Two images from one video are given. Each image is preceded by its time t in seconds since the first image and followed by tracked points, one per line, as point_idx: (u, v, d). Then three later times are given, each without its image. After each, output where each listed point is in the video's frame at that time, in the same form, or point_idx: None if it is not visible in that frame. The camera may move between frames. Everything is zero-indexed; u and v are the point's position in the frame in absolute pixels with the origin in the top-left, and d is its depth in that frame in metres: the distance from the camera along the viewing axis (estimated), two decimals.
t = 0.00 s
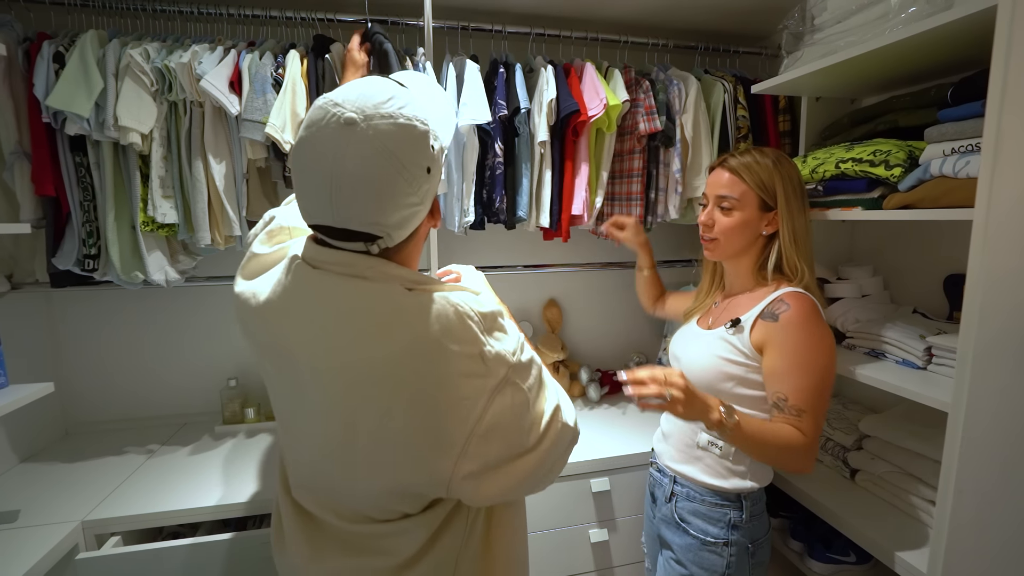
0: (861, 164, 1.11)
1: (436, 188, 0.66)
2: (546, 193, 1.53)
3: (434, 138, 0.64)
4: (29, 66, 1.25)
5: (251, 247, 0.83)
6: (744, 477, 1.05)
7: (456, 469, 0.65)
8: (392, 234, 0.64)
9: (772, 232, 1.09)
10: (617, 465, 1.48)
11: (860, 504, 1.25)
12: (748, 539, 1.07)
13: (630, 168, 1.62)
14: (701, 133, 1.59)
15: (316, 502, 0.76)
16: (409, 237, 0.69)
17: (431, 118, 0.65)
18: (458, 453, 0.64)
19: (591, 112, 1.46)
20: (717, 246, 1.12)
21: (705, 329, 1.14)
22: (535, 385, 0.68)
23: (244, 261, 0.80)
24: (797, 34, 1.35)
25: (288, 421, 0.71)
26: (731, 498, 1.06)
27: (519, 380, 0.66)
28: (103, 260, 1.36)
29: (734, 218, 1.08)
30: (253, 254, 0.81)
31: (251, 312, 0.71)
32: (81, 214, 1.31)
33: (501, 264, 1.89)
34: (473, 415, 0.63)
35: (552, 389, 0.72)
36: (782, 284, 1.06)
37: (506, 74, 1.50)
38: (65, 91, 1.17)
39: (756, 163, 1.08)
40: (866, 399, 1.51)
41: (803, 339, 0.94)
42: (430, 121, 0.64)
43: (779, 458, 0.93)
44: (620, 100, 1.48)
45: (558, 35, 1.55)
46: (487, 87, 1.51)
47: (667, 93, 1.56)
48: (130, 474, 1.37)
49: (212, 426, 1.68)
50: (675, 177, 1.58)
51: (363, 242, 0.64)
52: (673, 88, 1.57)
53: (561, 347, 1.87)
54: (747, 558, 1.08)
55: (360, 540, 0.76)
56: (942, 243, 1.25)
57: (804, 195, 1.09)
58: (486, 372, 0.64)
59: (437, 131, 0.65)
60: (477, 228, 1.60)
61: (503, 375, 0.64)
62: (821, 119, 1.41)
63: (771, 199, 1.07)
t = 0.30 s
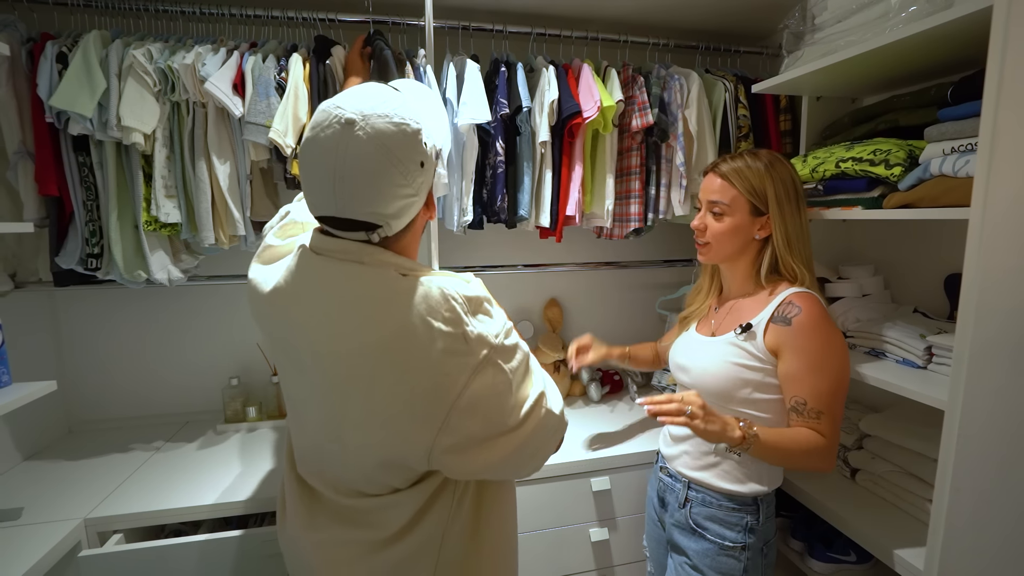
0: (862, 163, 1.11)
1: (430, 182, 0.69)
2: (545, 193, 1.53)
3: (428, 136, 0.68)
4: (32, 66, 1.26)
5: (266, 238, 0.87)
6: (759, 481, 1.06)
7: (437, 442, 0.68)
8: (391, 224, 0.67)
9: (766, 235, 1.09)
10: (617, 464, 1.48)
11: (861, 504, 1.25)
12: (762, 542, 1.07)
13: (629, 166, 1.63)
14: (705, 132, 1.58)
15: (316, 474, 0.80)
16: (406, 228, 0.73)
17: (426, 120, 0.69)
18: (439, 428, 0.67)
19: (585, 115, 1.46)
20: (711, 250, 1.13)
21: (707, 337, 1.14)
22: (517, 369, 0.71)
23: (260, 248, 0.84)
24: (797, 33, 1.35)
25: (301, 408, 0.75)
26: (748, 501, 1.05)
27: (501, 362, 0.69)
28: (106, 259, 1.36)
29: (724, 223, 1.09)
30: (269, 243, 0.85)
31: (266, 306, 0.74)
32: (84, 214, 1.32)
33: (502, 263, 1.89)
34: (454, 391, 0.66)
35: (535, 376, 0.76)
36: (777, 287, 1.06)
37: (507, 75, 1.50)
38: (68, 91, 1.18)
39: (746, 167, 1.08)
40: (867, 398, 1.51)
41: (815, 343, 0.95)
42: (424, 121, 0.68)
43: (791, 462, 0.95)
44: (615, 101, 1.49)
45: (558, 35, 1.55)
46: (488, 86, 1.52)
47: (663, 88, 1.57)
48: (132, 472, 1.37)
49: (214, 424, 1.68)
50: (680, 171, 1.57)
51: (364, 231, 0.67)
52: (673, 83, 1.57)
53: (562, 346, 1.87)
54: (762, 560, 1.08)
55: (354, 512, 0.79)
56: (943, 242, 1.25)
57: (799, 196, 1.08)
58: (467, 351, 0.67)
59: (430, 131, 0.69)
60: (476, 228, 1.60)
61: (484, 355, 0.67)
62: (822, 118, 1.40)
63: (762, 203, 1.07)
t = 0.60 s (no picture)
0: (863, 163, 1.11)
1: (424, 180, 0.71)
2: (553, 195, 1.53)
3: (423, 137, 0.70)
4: (37, 67, 1.27)
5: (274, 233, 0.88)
6: (768, 476, 1.06)
7: (410, 428, 0.69)
8: (385, 216, 0.69)
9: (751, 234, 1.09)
10: (618, 464, 1.48)
11: (862, 503, 1.25)
12: (774, 539, 1.08)
13: (628, 166, 1.62)
14: (707, 133, 1.59)
15: (312, 455, 0.84)
16: (400, 224, 0.74)
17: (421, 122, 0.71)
18: (413, 413, 0.68)
19: (590, 116, 1.46)
20: (695, 248, 1.13)
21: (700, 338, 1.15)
22: (496, 361, 0.73)
23: (269, 240, 0.86)
24: (799, 33, 1.35)
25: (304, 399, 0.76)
26: (760, 497, 1.06)
27: (479, 352, 0.71)
28: (110, 259, 1.37)
29: (709, 221, 1.08)
30: (278, 237, 0.86)
31: (279, 311, 0.74)
32: (88, 214, 1.33)
33: (503, 263, 1.90)
34: (430, 375, 0.68)
35: (518, 370, 0.78)
36: (767, 284, 1.07)
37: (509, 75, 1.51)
38: (73, 92, 1.19)
39: (731, 166, 1.07)
40: (868, 398, 1.51)
41: (812, 334, 0.95)
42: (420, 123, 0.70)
43: (808, 442, 0.96)
44: (619, 102, 1.49)
45: (560, 35, 1.55)
46: (490, 87, 1.52)
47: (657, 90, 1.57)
48: (136, 471, 1.38)
49: (217, 423, 1.69)
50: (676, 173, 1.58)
51: (359, 223, 0.69)
52: (673, 84, 1.57)
53: (564, 346, 1.87)
54: (775, 558, 1.08)
55: (343, 495, 0.82)
56: (944, 243, 1.25)
57: (785, 195, 1.08)
58: (446, 339, 0.69)
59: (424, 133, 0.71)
60: (478, 228, 1.61)
61: (463, 345, 0.69)
62: (824, 118, 1.41)
63: (747, 201, 1.06)
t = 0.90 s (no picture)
0: (863, 163, 1.11)
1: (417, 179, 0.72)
2: (555, 194, 1.54)
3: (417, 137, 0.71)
4: (40, 67, 1.27)
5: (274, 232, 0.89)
6: (768, 471, 1.06)
7: (390, 426, 0.68)
8: (376, 214, 0.70)
9: (744, 228, 1.09)
10: (619, 463, 1.49)
11: (862, 503, 1.25)
12: (776, 535, 1.08)
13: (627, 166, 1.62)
14: (703, 133, 1.58)
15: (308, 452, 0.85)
16: (393, 223, 0.75)
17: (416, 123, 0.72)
18: (395, 411, 0.68)
19: (590, 116, 1.46)
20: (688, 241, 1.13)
21: (695, 336, 1.14)
22: (479, 360, 0.72)
23: (268, 241, 0.86)
24: (800, 33, 1.35)
25: (302, 396, 0.76)
26: (760, 493, 1.06)
27: (462, 350, 0.70)
28: (111, 258, 1.38)
29: (702, 213, 1.08)
30: (276, 237, 0.87)
31: (274, 309, 0.75)
32: (89, 214, 1.34)
33: (504, 263, 1.90)
34: (413, 373, 0.68)
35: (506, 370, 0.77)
36: (759, 282, 1.07)
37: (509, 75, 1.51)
38: (74, 92, 1.19)
39: (726, 159, 1.08)
40: (868, 398, 1.51)
41: (801, 335, 0.96)
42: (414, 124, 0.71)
43: (794, 445, 0.98)
44: (620, 102, 1.49)
45: (561, 36, 1.56)
46: (491, 87, 1.52)
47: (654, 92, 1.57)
48: (137, 470, 1.38)
49: (219, 423, 1.70)
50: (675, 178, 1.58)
51: (352, 219, 0.70)
52: (672, 87, 1.58)
53: (565, 346, 1.87)
54: (777, 553, 1.08)
55: (335, 491, 0.82)
56: (944, 242, 1.25)
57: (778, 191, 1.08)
58: (429, 337, 0.69)
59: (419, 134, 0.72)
60: (479, 228, 1.61)
61: (446, 343, 0.69)
62: (824, 118, 1.41)
63: (741, 195, 1.06)
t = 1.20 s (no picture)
0: (866, 163, 1.12)
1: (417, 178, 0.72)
2: (552, 193, 1.54)
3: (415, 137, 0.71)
4: (45, 67, 1.28)
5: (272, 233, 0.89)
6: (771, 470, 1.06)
7: (391, 425, 0.69)
8: (376, 214, 0.70)
9: (757, 216, 1.08)
10: (620, 463, 1.49)
11: (865, 503, 1.25)
12: (781, 530, 1.08)
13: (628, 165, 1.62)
14: (703, 134, 1.59)
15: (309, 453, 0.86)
16: (393, 223, 0.75)
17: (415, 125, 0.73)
18: (396, 411, 0.69)
19: (590, 116, 1.47)
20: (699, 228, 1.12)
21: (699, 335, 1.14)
22: (479, 360, 0.72)
23: (265, 242, 0.87)
24: (802, 34, 1.36)
25: (302, 398, 0.77)
26: (761, 489, 1.06)
27: (462, 350, 0.71)
28: (115, 258, 1.38)
29: (714, 198, 1.08)
30: (274, 237, 0.88)
31: (272, 310, 0.76)
32: (94, 213, 1.34)
33: (506, 262, 1.91)
34: (413, 373, 0.69)
35: (506, 369, 0.78)
36: (773, 285, 1.06)
37: (511, 75, 1.52)
38: (80, 92, 1.20)
39: (740, 146, 1.08)
40: (871, 398, 1.51)
41: (813, 348, 0.95)
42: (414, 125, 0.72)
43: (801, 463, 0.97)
44: (621, 101, 1.49)
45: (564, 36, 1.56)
46: (493, 87, 1.53)
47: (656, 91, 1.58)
48: (141, 469, 1.39)
49: (222, 422, 1.70)
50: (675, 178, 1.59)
51: (351, 220, 0.70)
52: (672, 86, 1.58)
53: (567, 345, 1.87)
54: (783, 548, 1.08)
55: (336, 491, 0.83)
56: (947, 241, 1.25)
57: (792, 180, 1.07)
58: (429, 337, 0.70)
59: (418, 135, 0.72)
60: (481, 228, 1.61)
61: (446, 343, 0.70)
62: (827, 118, 1.41)
63: (754, 180, 1.06)
